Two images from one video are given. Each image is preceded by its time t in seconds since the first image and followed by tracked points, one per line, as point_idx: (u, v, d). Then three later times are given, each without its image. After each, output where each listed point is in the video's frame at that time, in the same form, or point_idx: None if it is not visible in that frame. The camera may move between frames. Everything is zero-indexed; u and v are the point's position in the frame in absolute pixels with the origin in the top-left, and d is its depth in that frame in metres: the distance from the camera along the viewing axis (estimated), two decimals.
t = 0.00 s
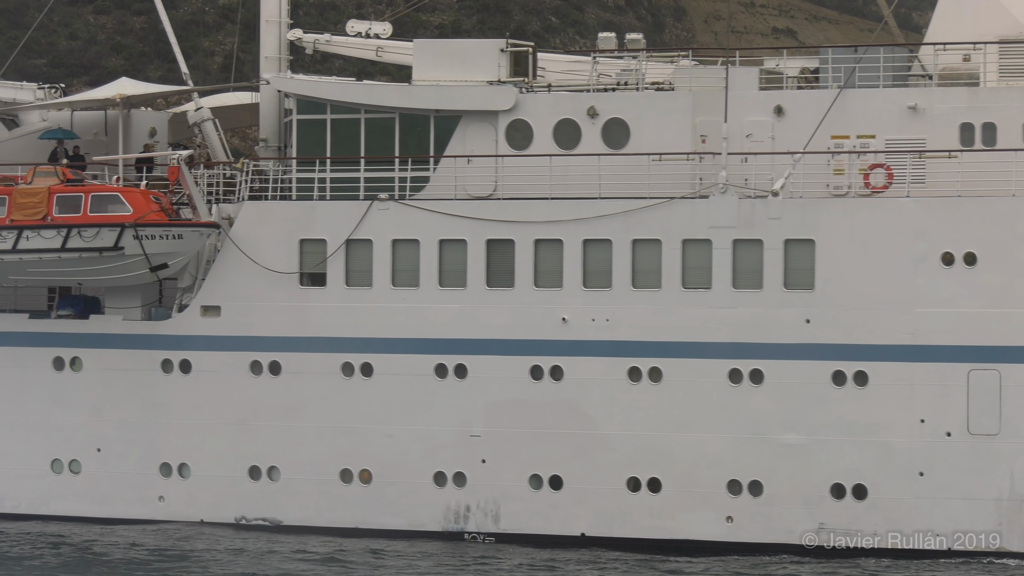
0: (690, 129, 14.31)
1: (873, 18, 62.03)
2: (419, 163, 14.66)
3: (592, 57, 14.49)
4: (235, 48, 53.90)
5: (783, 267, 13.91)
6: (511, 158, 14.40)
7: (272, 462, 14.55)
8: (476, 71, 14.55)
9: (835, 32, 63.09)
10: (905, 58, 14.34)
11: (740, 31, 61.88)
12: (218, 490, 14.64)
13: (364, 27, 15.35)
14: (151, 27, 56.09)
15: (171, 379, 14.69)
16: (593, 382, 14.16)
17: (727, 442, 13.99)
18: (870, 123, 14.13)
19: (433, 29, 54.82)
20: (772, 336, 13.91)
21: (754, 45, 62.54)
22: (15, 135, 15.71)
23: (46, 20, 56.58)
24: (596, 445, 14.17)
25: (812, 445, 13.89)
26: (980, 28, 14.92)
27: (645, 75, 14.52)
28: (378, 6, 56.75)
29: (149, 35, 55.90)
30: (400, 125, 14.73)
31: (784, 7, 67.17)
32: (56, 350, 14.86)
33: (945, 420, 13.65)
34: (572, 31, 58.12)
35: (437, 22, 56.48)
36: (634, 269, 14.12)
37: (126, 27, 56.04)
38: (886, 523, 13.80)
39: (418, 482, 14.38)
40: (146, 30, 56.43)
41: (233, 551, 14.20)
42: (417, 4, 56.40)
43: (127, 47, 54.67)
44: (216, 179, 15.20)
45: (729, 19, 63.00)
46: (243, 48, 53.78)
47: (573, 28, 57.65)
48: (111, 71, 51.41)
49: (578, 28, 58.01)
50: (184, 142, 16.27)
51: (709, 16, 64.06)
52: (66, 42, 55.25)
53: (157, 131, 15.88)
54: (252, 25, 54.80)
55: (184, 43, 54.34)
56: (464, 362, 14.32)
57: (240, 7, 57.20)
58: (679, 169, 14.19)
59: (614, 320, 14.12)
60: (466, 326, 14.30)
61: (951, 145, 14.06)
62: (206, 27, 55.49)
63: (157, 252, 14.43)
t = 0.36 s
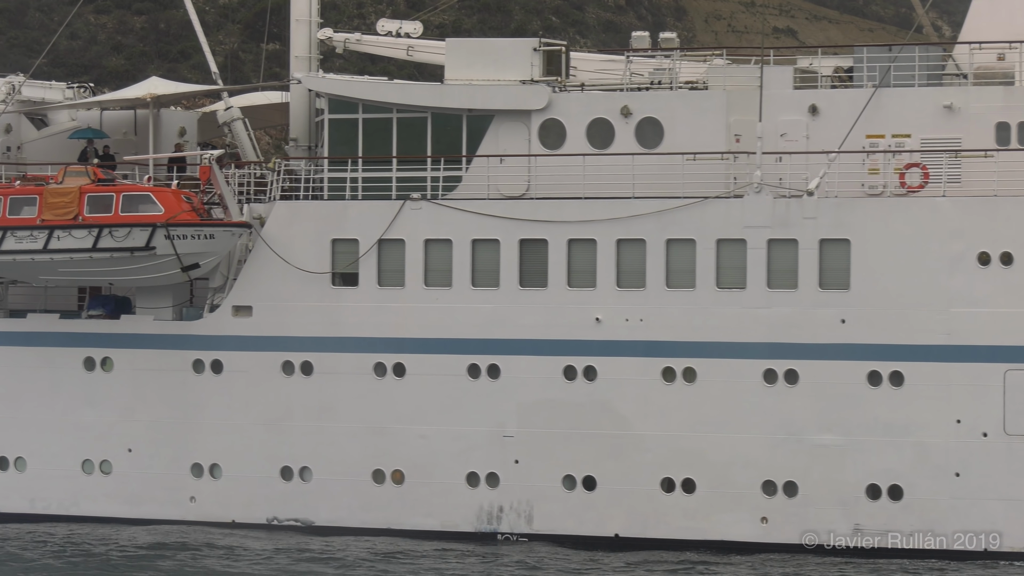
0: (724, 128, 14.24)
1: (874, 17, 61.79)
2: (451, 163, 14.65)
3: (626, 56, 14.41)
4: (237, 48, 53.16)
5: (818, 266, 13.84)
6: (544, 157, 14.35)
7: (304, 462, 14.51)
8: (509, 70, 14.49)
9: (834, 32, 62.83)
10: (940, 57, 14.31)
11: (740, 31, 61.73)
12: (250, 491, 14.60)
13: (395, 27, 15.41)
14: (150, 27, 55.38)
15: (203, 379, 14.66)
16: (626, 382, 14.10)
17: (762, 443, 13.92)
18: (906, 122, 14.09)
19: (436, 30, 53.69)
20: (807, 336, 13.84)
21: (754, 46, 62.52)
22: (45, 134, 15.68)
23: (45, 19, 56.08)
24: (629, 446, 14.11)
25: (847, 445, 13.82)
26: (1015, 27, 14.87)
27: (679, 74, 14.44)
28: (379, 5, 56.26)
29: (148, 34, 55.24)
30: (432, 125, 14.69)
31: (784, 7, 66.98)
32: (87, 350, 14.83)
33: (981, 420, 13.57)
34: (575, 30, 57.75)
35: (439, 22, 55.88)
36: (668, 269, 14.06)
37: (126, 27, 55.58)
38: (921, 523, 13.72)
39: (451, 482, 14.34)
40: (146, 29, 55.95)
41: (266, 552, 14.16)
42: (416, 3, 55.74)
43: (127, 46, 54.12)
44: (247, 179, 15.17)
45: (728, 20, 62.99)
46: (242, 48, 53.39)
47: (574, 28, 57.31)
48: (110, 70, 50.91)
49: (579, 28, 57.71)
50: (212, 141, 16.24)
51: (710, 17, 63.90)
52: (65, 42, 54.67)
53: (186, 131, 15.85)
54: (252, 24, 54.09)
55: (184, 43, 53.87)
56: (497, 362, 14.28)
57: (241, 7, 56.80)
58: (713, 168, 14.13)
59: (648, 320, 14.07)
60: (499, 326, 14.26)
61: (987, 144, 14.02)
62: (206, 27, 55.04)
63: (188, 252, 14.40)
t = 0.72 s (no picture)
0: (759, 127, 14.15)
1: (875, 17, 61.80)
2: (484, 162, 14.61)
3: (659, 55, 14.31)
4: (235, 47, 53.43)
5: (854, 266, 13.78)
6: (576, 156, 14.30)
7: (336, 462, 14.46)
8: (542, 69, 14.45)
9: (833, 32, 62.68)
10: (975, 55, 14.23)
11: (739, 31, 61.79)
12: (281, 492, 14.55)
13: (426, 26, 15.37)
14: (150, 27, 54.88)
15: (234, 380, 14.61)
16: (661, 383, 14.04)
17: (797, 443, 13.84)
18: (941, 121, 14.05)
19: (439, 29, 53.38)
20: (843, 336, 13.77)
21: (753, 46, 62.67)
22: (74, 134, 15.65)
23: (47, 19, 55.79)
24: (663, 446, 14.05)
25: (882, 446, 13.74)
26: None
27: (713, 73, 14.36)
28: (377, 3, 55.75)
29: (148, 34, 54.76)
30: (465, 124, 14.64)
31: (786, 7, 66.90)
32: (118, 350, 14.77)
33: (1019, 421, 13.41)
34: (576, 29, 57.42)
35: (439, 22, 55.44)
36: (703, 269, 14.00)
37: (126, 27, 55.28)
38: (958, 525, 13.62)
39: (484, 483, 14.28)
40: (147, 29, 55.58)
41: (299, 553, 14.11)
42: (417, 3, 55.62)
43: (127, 46, 53.78)
44: (278, 179, 15.14)
45: (728, 20, 63.10)
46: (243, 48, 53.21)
47: (576, 27, 57.09)
48: (111, 70, 50.69)
49: (581, 28, 57.43)
50: (242, 141, 16.23)
51: (709, 17, 63.63)
52: (66, 41, 54.27)
53: (216, 130, 15.83)
54: (252, 23, 53.39)
55: (184, 43, 53.55)
56: (530, 363, 14.22)
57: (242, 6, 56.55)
58: (748, 168, 14.07)
59: (682, 320, 14.01)
60: (533, 326, 14.21)
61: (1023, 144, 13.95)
62: (208, 29, 55.11)
63: (220, 252, 14.35)
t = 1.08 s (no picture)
0: (794, 126, 14.17)
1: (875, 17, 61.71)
2: (516, 162, 14.56)
3: (694, 54, 14.29)
4: (236, 47, 53.31)
5: (890, 266, 13.70)
6: (610, 155, 14.24)
7: (368, 463, 14.42)
8: (575, 68, 14.39)
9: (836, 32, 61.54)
10: (1009, 55, 14.20)
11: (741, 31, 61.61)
12: (313, 492, 14.51)
13: (456, 25, 15.30)
14: (150, 26, 53.58)
15: (266, 380, 14.58)
16: (695, 383, 13.98)
17: (832, 444, 13.77)
18: (976, 121, 14.01)
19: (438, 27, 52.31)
20: (878, 336, 13.69)
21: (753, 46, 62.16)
22: (102, 134, 15.78)
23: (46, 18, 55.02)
24: (698, 447, 14.00)
25: (918, 447, 13.65)
26: None
27: (747, 72, 14.31)
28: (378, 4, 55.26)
29: (148, 34, 53.30)
30: (497, 124, 14.59)
31: (785, 7, 66.66)
32: (149, 351, 14.79)
33: None
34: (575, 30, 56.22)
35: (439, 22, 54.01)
36: (737, 269, 13.95)
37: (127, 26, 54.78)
38: (994, 526, 13.54)
39: (517, 484, 14.24)
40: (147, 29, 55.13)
41: (332, 553, 14.07)
42: (417, 3, 55.15)
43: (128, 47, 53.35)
44: (309, 179, 15.10)
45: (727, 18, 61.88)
46: (242, 49, 53.31)
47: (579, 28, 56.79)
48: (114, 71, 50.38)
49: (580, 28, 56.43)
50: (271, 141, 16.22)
51: (709, 17, 63.17)
52: (66, 41, 53.54)
53: (245, 130, 15.80)
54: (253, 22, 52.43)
55: (183, 42, 52.56)
56: (563, 363, 14.18)
57: (242, 7, 56.28)
58: (782, 167, 14.04)
59: (716, 320, 13.95)
60: (566, 327, 14.16)
61: None
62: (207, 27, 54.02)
63: (252, 251, 14.31)
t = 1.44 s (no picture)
0: (828, 126, 14.11)
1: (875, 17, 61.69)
2: (549, 162, 14.51)
3: (728, 54, 14.23)
4: (235, 48, 51.98)
5: (925, 266, 13.63)
6: (643, 155, 14.20)
7: (401, 464, 14.39)
8: (608, 68, 14.35)
9: (834, 32, 61.99)
10: None
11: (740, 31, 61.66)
12: (345, 493, 14.48)
13: (487, 25, 15.27)
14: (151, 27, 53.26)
15: (298, 380, 14.54)
16: (729, 384, 13.93)
17: (867, 445, 13.71)
18: (1012, 120, 13.94)
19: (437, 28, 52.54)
20: (914, 336, 13.62)
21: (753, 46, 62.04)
22: (132, 134, 15.75)
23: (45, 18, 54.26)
24: (732, 448, 13.95)
25: (954, 448, 13.56)
26: None
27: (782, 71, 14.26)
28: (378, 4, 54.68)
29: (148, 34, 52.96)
30: (529, 124, 14.54)
31: (786, 7, 66.49)
32: (180, 352, 14.72)
33: None
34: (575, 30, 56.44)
35: (441, 22, 53.28)
36: (771, 269, 13.90)
37: (128, 26, 54.33)
38: None
39: (550, 485, 14.20)
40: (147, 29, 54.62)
41: (364, 554, 14.03)
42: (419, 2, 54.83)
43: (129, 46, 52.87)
44: (340, 179, 15.06)
45: (729, 19, 62.46)
46: (242, 48, 52.07)
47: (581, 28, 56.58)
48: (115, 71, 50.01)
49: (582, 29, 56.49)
50: (300, 141, 16.19)
51: (710, 17, 62.92)
52: (67, 42, 52.92)
53: (275, 130, 15.77)
54: (252, 23, 53.01)
55: (184, 42, 52.04)
56: (596, 363, 14.13)
57: (241, 7, 54.96)
58: (816, 167, 13.99)
59: (750, 321, 13.91)
60: (600, 327, 14.11)
61: None
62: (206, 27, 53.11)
63: (284, 252, 14.27)
